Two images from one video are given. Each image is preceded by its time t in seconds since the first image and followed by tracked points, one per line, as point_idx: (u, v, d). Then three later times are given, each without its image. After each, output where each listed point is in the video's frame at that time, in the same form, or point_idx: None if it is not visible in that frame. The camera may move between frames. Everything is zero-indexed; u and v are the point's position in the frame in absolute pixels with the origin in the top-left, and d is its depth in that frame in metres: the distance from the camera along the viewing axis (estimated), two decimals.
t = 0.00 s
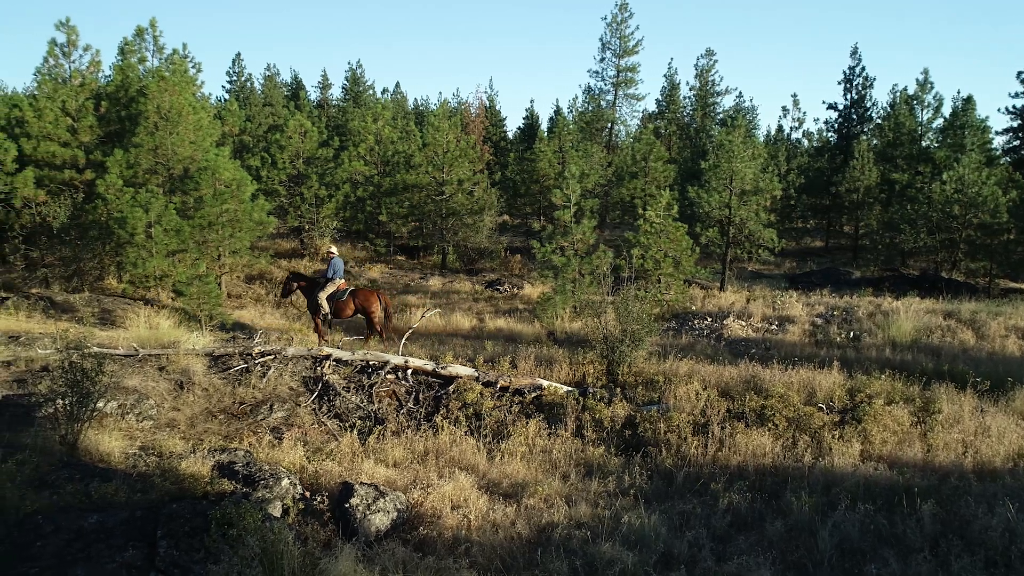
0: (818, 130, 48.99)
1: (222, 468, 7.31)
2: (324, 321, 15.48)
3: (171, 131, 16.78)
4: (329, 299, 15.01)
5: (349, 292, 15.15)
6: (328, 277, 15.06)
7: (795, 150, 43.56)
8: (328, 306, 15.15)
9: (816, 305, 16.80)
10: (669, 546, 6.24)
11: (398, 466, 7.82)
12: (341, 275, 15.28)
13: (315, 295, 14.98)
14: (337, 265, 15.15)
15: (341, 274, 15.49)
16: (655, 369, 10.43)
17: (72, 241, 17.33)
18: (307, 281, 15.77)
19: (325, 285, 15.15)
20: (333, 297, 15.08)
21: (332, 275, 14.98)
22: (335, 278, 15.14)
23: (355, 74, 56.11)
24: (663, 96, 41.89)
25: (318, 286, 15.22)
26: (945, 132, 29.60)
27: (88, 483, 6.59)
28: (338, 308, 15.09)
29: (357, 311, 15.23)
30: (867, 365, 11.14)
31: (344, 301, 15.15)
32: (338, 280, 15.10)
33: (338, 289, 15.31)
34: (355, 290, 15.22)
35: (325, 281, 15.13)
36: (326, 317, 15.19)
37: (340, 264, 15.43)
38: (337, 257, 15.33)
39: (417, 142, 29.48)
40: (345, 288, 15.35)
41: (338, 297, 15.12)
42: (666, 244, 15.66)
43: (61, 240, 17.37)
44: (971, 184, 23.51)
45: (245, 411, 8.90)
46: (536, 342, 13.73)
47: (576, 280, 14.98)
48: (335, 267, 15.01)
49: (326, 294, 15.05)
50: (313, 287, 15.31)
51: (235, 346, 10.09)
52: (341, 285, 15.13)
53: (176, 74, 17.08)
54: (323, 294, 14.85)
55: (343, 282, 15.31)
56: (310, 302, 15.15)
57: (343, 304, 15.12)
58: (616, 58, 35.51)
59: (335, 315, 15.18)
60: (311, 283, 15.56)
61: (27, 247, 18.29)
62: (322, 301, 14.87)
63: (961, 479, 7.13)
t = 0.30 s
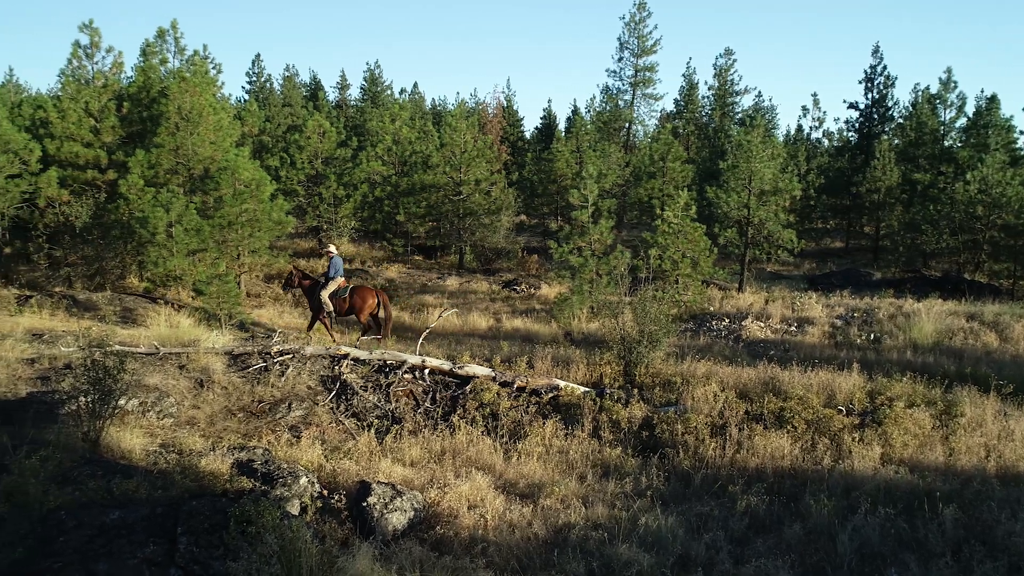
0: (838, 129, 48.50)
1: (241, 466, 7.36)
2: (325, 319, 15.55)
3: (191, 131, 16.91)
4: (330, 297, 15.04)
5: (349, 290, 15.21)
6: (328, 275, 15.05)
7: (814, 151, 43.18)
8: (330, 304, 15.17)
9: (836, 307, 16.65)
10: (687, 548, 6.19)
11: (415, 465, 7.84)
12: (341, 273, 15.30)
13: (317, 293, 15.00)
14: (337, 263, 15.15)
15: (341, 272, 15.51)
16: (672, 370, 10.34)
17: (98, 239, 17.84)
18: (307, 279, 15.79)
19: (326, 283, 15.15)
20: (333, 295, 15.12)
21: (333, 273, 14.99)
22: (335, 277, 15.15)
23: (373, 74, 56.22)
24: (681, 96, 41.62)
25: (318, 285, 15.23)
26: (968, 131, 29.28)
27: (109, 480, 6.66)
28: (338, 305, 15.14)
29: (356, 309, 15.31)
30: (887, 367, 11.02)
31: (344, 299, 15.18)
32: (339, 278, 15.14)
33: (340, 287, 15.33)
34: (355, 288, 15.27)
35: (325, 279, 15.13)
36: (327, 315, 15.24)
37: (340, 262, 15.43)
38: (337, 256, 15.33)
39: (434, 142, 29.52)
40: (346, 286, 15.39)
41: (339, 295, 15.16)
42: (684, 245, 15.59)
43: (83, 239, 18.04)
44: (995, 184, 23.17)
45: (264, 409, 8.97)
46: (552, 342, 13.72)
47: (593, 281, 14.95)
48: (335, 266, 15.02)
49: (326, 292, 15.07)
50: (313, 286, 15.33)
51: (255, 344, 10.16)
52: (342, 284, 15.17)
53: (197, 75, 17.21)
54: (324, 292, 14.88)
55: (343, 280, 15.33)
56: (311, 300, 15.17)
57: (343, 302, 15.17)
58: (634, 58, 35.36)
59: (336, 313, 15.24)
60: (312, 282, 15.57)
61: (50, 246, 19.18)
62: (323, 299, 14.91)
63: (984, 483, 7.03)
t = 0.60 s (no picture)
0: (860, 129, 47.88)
1: (261, 464, 7.41)
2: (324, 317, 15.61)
3: (214, 132, 17.19)
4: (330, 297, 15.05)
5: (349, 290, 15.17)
6: (329, 274, 15.04)
7: (836, 151, 42.67)
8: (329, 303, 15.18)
9: (858, 308, 16.46)
10: (705, 550, 6.14)
11: (434, 465, 7.85)
12: (342, 272, 15.27)
13: (317, 292, 15.02)
14: (338, 263, 15.11)
15: (341, 271, 15.48)
16: (691, 371, 10.26)
17: (120, 238, 18.00)
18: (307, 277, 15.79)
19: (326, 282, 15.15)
20: (333, 295, 15.11)
21: (334, 272, 14.96)
22: (336, 276, 15.14)
23: (393, 74, 56.35)
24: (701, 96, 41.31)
25: (318, 283, 15.23)
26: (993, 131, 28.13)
27: (132, 477, 6.74)
28: (338, 305, 15.12)
29: (356, 309, 15.28)
30: (911, 370, 10.86)
31: (344, 298, 15.13)
32: (339, 277, 15.11)
33: (341, 286, 15.32)
34: (355, 288, 15.22)
35: (325, 278, 15.13)
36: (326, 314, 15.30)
37: (341, 261, 15.40)
38: (338, 255, 15.28)
39: (453, 142, 29.49)
40: (346, 285, 15.39)
41: (338, 295, 15.15)
42: (704, 246, 15.50)
43: (106, 239, 18.21)
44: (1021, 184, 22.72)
45: (284, 408, 9.03)
46: (570, 342, 13.71)
47: (612, 281, 14.90)
48: (336, 266, 15.00)
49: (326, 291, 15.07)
50: (313, 284, 15.34)
51: (275, 344, 10.22)
52: (342, 283, 15.14)
53: (219, 77, 17.46)
54: (324, 292, 14.88)
55: (344, 279, 15.31)
56: (310, 298, 15.21)
57: (342, 302, 15.15)
58: (655, 57, 35.13)
59: (335, 311, 15.27)
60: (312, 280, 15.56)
61: (76, 246, 19.58)
62: (322, 298, 14.93)
63: (1010, 488, 6.89)
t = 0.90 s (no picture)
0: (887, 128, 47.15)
1: (284, 462, 7.46)
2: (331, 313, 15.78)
3: (237, 133, 17.30)
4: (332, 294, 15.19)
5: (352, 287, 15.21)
6: (331, 271, 15.17)
7: (862, 150, 42.08)
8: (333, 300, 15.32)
9: (884, 310, 16.25)
10: (727, 554, 6.08)
11: (454, 465, 7.86)
12: (345, 270, 15.36)
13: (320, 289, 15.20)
14: (340, 260, 15.17)
15: (346, 267, 15.57)
16: (714, 373, 10.17)
17: (145, 237, 18.32)
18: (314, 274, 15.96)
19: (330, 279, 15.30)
20: (337, 292, 15.23)
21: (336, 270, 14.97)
22: (339, 273, 15.24)
23: (415, 74, 56.40)
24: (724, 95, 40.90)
25: (322, 280, 15.39)
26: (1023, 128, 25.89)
27: (158, 474, 6.82)
28: (341, 302, 15.19)
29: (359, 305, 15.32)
30: (938, 373, 10.70)
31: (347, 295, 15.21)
32: (341, 275, 15.19)
33: (345, 284, 15.42)
34: (358, 285, 15.25)
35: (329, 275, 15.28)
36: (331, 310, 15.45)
37: (345, 258, 15.47)
38: (342, 252, 15.37)
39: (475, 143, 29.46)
40: (350, 282, 15.47)
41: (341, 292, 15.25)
42: (727, 246, 15.39)
43: (134, 238, 18.48)
44: None
45: (306, 407, 9.09)
46: (592, 343, 13.66)
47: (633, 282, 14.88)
48: (338, 263, 15.08)
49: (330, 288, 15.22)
50: (317, 281, 15.51)
51: (298, 343, 10.29)
52: (345, 280, 15.22)
53: (243, 78, 17.63)
54: (326, 289, 15.05)
55: (347, 276, 15.39)
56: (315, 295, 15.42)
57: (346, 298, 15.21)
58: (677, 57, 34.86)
59: (339, 308, 15.39)
60: (318, 276, 15.65)
61: (103, 245, 19.82)
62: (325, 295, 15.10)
63: None
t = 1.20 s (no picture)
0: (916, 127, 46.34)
1: (307, 460, 7.50)
2: (336, 312, 15.86)
3: (262, 133, 17.51)
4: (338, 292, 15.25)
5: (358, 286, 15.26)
6: (338, 270, 15.24)
7: (889, 149, 41.46)
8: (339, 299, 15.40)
9: (912, 312, 16.03)
10: (751, 557, 6.00)
11: (476, 465, 7.86)
12: (351, 269, 15.43)
13: (327, 288, 15.29)
14: (347, 260, 15.22)
15: (352, 267, 15.65)
16: (737, 375, 10.07)
17: (173, 237, 18.76)
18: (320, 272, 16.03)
19: (336, 278, 15.38)
20: (343, 291, 15.29)
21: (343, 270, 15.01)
22: (345, 272, 15.32)
23: (438, 74, 56.54)
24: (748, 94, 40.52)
25: (328, 279, 15.47)
26: None
27: (184, 470, 6.89)
28: (347, 300, 15.24)
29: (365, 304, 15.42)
30: (967, 376, 10.52)
31: (353, 294, 15.27)
32: (348, 274, 15.26)
33: (351, 283, 15.49)
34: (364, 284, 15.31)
35: (335, 274, 15.36)
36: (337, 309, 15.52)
37: (352, 258, 15.54)
38: (348, 251, 15.40)
39: (497, 143, 29.56)
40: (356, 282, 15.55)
41: (347, 291, 15.31)
42: (751, 247, 15.29)
43: (161, 238, 18.94)
44: None
45: (329, 406, 9.14)
46: (614, 344, 13.60)
47: (656, 282, 14.75)
48: (345, 262, 15.15)
49: (336, 287, 15.29)
50: (324, 280, 15.59)
51: (321, 342, 10.37)
52: (351, 279, 15.30)
53: (268, 79, 17.73)
54: (333, 288, 15.13)
55: (353, 275, 15.46)
56: (321, 295, 15.51)
57: (352, 297, 15.28)
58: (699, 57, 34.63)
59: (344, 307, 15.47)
60: (323, 275, 15.73)
61: (129, 244, 20.39)
62: (331, 293, 15.19)
63: None
